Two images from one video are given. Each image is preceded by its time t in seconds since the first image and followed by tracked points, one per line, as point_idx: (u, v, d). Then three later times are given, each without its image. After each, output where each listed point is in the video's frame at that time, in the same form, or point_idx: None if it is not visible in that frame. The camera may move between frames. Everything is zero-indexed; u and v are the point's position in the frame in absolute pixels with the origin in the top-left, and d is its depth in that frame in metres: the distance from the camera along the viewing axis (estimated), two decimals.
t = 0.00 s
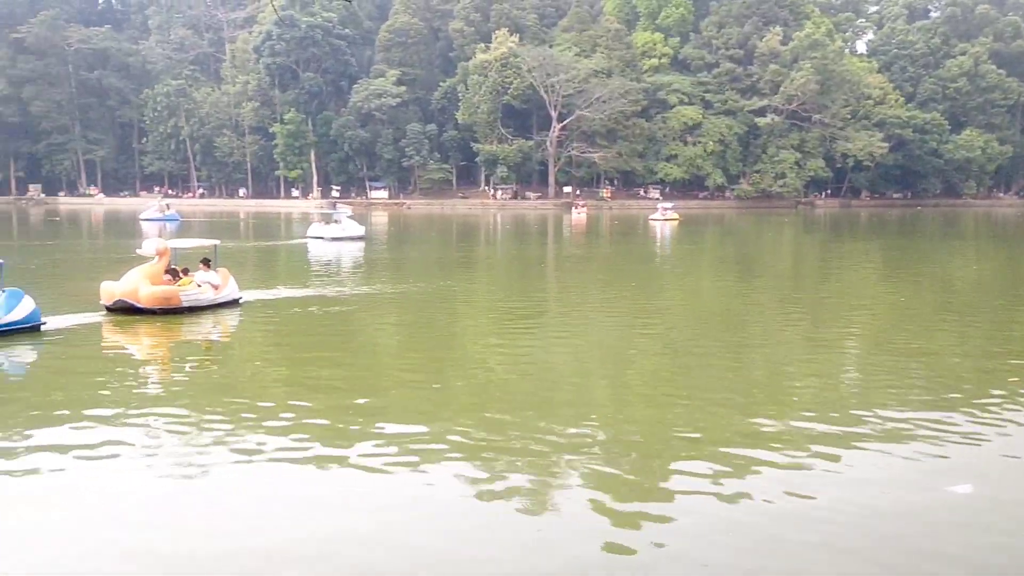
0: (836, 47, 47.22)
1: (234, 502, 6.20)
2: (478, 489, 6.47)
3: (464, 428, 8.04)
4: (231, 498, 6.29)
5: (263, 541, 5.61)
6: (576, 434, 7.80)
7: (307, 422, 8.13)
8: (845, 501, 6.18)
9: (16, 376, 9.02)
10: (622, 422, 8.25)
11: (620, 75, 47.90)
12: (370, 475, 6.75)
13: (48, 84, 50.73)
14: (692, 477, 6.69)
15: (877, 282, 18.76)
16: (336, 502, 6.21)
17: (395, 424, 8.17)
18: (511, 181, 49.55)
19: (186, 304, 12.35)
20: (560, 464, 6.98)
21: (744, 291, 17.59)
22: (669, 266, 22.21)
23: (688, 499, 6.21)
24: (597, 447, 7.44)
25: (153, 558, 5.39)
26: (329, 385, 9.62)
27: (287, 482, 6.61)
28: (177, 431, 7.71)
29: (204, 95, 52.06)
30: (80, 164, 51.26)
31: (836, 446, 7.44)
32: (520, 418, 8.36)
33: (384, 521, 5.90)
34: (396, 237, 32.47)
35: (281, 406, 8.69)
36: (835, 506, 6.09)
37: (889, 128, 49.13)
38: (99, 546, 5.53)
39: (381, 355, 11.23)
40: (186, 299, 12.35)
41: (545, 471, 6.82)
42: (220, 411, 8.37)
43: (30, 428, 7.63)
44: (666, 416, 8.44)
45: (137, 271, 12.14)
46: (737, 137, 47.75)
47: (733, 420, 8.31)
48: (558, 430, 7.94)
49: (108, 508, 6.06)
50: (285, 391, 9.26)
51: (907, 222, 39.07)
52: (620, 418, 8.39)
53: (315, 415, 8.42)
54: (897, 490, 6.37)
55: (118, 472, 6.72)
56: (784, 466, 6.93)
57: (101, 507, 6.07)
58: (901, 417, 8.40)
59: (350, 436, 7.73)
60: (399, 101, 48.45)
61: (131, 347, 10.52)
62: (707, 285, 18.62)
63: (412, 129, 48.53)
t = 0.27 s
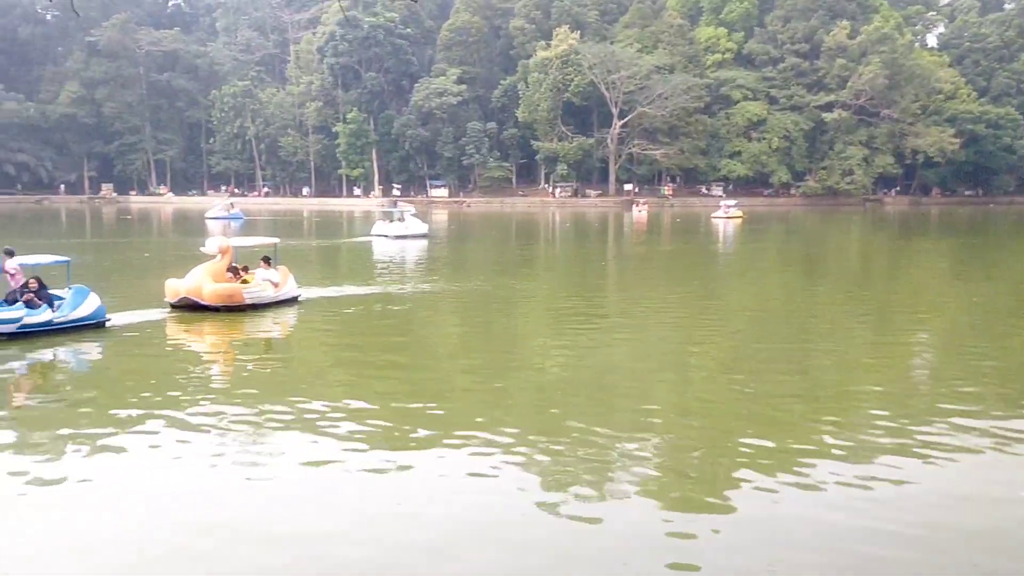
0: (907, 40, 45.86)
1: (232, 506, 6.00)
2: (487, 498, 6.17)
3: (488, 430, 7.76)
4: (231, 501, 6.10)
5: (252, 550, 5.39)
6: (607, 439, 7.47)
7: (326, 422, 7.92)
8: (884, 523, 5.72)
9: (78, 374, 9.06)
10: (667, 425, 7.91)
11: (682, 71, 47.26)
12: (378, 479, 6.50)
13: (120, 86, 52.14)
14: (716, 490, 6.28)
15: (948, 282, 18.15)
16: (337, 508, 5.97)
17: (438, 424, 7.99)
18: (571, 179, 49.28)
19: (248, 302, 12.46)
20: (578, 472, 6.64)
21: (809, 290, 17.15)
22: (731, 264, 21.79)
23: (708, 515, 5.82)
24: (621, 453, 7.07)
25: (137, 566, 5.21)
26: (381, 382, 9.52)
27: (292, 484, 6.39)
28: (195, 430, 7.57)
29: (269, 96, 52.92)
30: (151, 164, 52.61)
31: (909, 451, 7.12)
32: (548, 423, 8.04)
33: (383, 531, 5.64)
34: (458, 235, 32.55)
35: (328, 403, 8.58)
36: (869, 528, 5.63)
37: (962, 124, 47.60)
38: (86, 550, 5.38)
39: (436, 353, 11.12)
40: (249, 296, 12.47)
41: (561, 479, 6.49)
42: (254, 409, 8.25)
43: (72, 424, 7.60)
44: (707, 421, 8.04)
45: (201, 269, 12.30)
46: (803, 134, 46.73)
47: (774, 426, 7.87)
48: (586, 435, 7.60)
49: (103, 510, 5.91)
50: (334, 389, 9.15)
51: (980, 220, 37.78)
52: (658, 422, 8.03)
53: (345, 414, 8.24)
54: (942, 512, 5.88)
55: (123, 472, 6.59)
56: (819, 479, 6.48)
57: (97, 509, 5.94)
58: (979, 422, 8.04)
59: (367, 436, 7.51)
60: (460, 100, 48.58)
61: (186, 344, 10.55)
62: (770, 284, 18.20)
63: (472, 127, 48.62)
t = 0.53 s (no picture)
0: (969, 30, 44.55)
1: (222, 498, 5.89)
2: (484, 499, 5.96)
3: (500, 429, 7.56)
4: (222, 493, 5.98)
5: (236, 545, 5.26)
6: (623, 440, 7.23)
7: (335, 417, 7.80)
8: (904, 534, 5.39)
9: (129, 363, 9.21)
10: (696, 425, 7.66)
11: (736, 63, 46.55)
12: (377, 477, 6.34)
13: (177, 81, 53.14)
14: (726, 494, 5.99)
15: (1010, 278, 17.61)
16: (329, 505, 5.82)
17: (470, 419, 7.88)
18: (622, 173, 48.93)
19: (299, 295, 12.50)
20: (583, 474, 6.40)
21: (865, 287, 16.79)
22: (784, 259, 21.42)
23: (713, 521, 5.54)
24: (631, 456, 6.81)
25: (117, 555, 5.11)
26: (423, 376, 9.47)
27: (288, 479, 6.26)
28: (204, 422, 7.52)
29: (322, 90, 53.45)
30: (207, 158, 53.57)
31: (968, 454, 6.87)
32: (564, 421, 7.82)
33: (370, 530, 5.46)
34: (509, 228, 32.54)
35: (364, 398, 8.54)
36: (884, 542, 5.30)
37: None
38: (68, 537, 5.30)
39: (483, 348, 11.02)
40: (299, 289, 12.49)
41: (564, 482, 6.26)
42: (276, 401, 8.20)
43: (112, 412, 7.70)
44: (731, 423, 7.76)
45: (252, 263, 12.42)
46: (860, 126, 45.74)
47: (800, 429, 7.55)
48: (601, 435, 7.37)
49: (93, 499, 5.84)
50: (373, 382, 9.14)
51: None
52: (683, 422, 7.78)
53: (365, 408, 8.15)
54: (968, 525, 5.53)
55: (122, 461, 6.54)
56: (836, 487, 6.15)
57: (88, 496, 5.87)
58: None
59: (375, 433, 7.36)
60: (511, 93, 48.54)
61: (231, 336, 10.65)
62: (825, 280, 17.84)
63: (523, 121, 48.56)
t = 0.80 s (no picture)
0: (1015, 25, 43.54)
1: (187, 503, 5.77)
2: (454, 504, 5.78)
3: (489, 430, 7.40)
4: (189, 497, 5.88)
5: (190, 554, 5.13)
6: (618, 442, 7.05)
7: (321, 416, 7.67)
8: (915, 546, 5.22)
9: (165, 357, 9.31)
10: (704, 429, 7.49)
11: (775, 59, 45.98)
12: (350, 480, 6.19)
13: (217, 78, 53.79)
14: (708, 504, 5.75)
15: None
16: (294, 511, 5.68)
17: (487, 417, 7.82)
18: (658, 169, 48.65)
19: (331, 291, 12.59)
20: (562, 480, 6.20)
21: (905, 286, 16.51)
22: (822, 257, 21.16)
23: (713, 528, 5.41)
24: (617, 460, 6.61)
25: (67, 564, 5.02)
26: (452, 373, 9.46)
27: (259, 482, 6.14)
28: (192, 421, 7.46)
29: (360, 87, 53.75)
30: (246, 155, 54.16)
31: (1005, 461, 6.70)
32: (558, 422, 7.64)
33: (330, 538, 5.31)
34: (545, 225, 32.47)
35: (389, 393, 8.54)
36: (868, 561, 5.04)
37: None
38: (22, 545, 5.22)
39: (518, 344, 11.00)
40: (331, 285, 12.60)
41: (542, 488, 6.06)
42: (275, 398, 8.15)
43: (144, 405, 7.78)
44: (733, 426, 7.54)
45: (285, 258, 12.50)
46: (902, 123, 45.00)
47: (797, 434, 7.31)
48: (592, 438, 7.18)
49: (56, 503, 5.76)
50: (401, 377, 9.16)
51: None
52: (687, 425, 7.59)
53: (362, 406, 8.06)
54: (982, 537, 5.35)
55: (95, 462, 6.47)
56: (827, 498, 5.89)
57: (52, 500, 5.80)
58: None
59: (358, 432, 7.21)
60: (547, 90, 48.44)
61: (263, 332, 10.72)
62: (864, 278, 17.60)
63: (559, 117, 48.45)
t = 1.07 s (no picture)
0: None
1: (183, 504, 5.70)
2: (474, 509, 5.68)
3: (497, 433, 7.26)
4: (186, 498, 5.79)
5: (180, 559, 5.04)
6: (627, 448, 6.87)
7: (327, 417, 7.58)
8: (958, 560, 5.04)
9: (201, 355, 9.39)
10: (719, 433, 7.29)
11: (819, 56, 45.24)
12: (347, 484, 6.07)
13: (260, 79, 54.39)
14: (716, 519, 5.54)
15: None
16: (291, 516, 5.57)
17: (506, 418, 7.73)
18: (699, 167, 48.21)
19: (368, 291, 12.63)
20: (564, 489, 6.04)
21: (954, 286, 16.11)
22: (866, 257, 20.76)
23: (747, 538, 5.27)
24: (625, 469, 6.42)
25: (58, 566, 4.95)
26: (486, 373, 9.40)
27: (257, 485, 6.05)
28: (202, 421, 7.41)
29: (399, 87, 53.98)
30: (287, 154, 54.68)
31: None
32: (568, 426, 7.48)
33: (325, 544, 5.20)
34: (584, 223, 32.33)
35: (414, 393, 8.49)
36: None
37: None
38: (15, 545, 5.16)
39: (557, 344, 10.94)
40: (369, 284, 12.64)
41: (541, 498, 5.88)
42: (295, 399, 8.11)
43: (181, 404, 7.82)
44: (749, 432, 7.30)
45: (322, 257, 12.52)
46: (949, 119, 44.04)
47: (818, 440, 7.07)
48: (602, 443, 7.01)
49: (51, 503, 5.70)
50: (431, 377, 9.13)
51: None
52: (706, 429, 7.40)
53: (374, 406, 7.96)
54: None
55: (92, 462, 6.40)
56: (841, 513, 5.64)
57: (49, 500, 5.74)
58: None
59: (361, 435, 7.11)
60: (587, 88, 48.20)
61: (299, 330, 10.77)
62: (911, 278, 17.23)
63: (599, 115, 48.20)
